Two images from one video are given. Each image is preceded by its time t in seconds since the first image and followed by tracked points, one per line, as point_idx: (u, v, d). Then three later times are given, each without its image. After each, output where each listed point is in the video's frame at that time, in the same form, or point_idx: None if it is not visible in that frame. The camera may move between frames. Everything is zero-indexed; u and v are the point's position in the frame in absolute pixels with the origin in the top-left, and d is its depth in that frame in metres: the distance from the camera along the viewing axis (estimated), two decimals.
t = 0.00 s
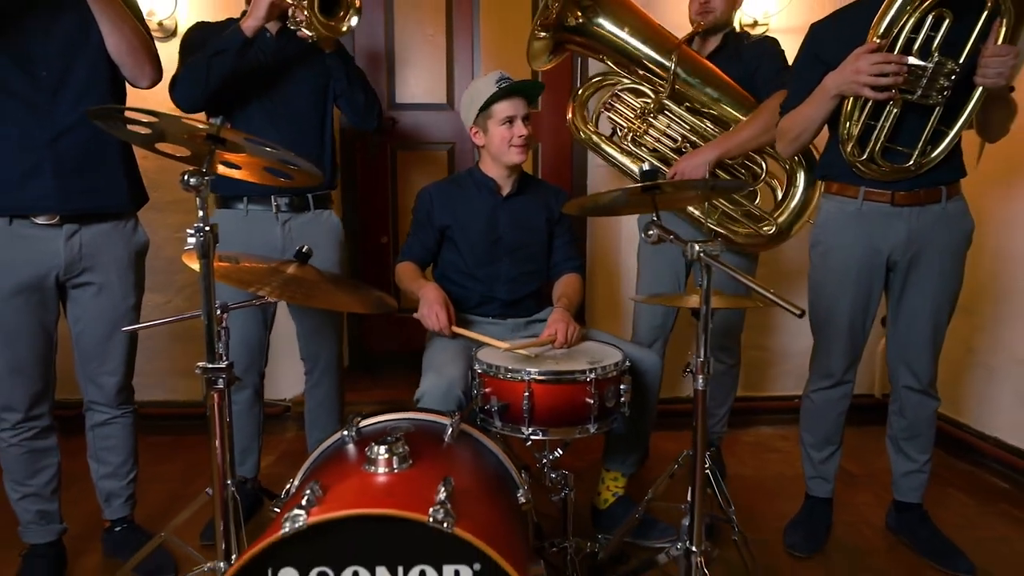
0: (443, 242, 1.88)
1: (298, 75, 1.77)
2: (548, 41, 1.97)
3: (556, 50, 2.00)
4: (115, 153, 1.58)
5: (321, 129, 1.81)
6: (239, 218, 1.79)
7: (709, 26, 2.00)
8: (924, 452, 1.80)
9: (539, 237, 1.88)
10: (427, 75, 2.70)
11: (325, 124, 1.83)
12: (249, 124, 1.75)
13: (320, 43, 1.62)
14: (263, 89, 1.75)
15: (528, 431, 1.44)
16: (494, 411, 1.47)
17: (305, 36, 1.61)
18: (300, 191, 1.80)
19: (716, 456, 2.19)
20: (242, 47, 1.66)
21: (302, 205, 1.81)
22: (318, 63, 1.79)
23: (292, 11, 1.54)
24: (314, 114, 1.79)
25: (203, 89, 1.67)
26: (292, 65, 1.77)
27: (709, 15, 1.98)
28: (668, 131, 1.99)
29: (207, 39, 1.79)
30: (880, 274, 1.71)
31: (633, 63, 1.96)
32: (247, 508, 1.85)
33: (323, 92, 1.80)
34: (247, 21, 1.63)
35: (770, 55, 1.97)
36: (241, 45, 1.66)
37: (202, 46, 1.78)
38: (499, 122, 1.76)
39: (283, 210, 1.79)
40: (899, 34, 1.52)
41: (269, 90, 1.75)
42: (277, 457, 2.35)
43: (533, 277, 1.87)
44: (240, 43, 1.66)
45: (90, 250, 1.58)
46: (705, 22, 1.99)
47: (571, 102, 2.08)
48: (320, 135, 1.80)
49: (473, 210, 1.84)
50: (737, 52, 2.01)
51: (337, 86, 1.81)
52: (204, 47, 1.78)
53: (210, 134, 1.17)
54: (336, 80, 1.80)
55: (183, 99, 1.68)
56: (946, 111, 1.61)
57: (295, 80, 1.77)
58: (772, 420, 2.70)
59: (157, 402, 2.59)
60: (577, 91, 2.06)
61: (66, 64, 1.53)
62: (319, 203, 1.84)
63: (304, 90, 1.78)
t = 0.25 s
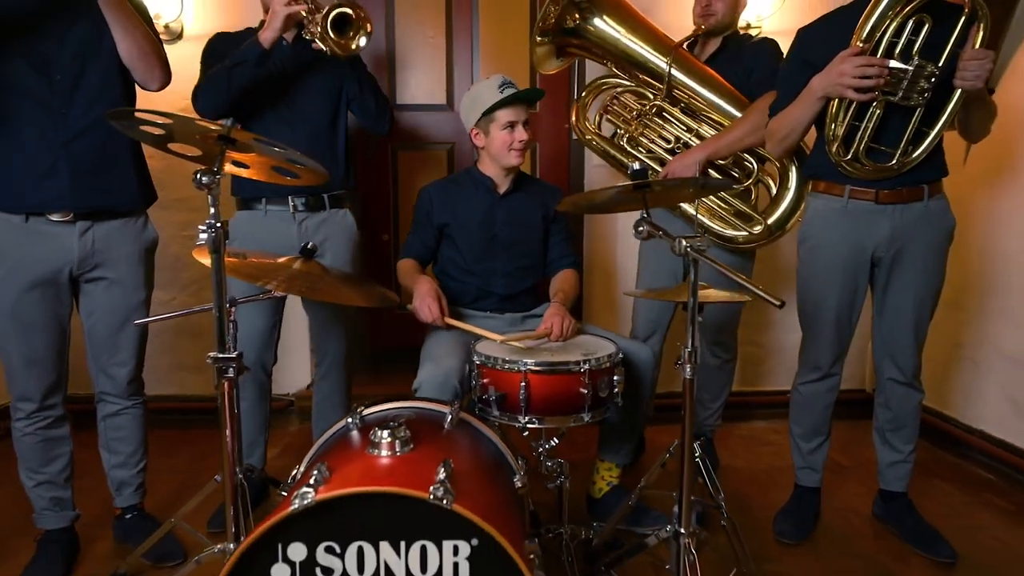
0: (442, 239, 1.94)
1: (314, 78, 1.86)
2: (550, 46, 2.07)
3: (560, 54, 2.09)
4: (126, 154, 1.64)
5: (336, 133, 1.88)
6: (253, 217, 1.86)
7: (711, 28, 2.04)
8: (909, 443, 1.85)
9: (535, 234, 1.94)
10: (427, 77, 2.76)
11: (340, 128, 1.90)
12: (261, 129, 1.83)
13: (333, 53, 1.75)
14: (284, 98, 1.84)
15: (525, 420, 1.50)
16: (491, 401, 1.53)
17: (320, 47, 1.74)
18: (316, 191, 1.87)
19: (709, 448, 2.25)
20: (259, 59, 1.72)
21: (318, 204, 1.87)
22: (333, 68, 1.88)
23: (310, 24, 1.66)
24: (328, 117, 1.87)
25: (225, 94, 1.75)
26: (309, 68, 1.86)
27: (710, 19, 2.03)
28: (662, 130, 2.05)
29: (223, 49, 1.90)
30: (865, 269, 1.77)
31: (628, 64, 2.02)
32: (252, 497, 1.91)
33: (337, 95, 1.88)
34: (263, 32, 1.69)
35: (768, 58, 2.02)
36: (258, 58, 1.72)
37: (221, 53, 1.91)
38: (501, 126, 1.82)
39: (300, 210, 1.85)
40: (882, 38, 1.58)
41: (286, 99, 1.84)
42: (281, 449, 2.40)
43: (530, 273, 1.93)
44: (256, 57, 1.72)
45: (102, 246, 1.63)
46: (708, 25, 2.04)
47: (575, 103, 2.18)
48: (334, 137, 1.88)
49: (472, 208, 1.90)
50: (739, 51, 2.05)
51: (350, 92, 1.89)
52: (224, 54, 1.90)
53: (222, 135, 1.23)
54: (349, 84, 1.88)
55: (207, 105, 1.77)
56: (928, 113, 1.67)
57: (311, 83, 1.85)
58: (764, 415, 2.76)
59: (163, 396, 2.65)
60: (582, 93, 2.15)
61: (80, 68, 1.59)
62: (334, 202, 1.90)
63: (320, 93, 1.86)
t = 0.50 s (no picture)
0: (443, 237, 2.01)
1: (321, 77, 1.93)
2: (552, 52, 2.14)
3: (561, 59, 2.15)
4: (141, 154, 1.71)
5: (343, 133, 1.96)
6: (264, 216, 1.94)
7: (708, 37, 2.13)
8: (892, 433, 1.93)
9: (533, 233, 2.01)
10: (428, 80, 2.84)
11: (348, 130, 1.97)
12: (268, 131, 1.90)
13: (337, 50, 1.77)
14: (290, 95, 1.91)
15: (522, 408, 1.57)
16: (490, 390, 1.60)
17: (324, 45, 1.75)
18: (324, 190, 1.94)
19: (701, 440, 2.32)
20: (268, 56, 1.79)
21: (326, 202, 1.95)
22: (338, 70, 1.95)
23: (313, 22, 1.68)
24: (337, 117, 1.94)
25: (233, 94, 1.82)
26: (316, 68, 1.93)
27: (707, 27, 2.12)
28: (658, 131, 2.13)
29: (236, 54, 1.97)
30: (849, 266, 1.85)
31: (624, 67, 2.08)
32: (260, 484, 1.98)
33: (346, 96, 1.95)
34: (273, 31, 1.75)
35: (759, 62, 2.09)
36: (267, 56, 1.79)
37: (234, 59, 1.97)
38: (497, 126, 1.89)
39: (309, 207, 1.92)
40: (863, 46, 1.66)
41: (290, 97, 1.91)
42: (286, 442, 2.48)
43: (528, 270, 2.01)
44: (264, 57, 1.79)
45: (117, 242, 1.70)
46: (705, 32, 2.12)
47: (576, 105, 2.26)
48: (342, 137, 1.95)
49: (472, 207, 1.97)
50: (735, 57, 2.13)
51: (356, 90, 1.95)
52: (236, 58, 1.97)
53: (236, 138, 1.30)
54: (355, 84, 1.94)
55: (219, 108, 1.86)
56: (906, 117, 1.75)
57: (318, 83, 1.92)
58: (756, 409, 2.84)
59: (171, 390, 2.72)
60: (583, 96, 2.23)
61: (97, 72, 1.66)
62: (342, 200, 1.97)
63: (327, 93, 1.93)
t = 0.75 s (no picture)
0: (442, 239, 2.08)
1: (316, 86, 1.98)
2: (549, 58, 2.21)
3: (558, 65, 2.22)
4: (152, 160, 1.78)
5: (340, 140, 2.01)
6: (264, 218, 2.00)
7: (700, 45, 2.20)
8: (876, 428, 1.99)
9: (530, 235, 2.08)
10: (427, 85, 2.91)
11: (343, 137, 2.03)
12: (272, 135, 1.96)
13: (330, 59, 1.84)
14: (286, 103, 1.97)
15: (518, 403, 1.63)
16: (488, 386, 1.67)
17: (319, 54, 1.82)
18: (321, 194, 2.00)
19: (694, 436, 2.39)
20: (266, 70, 1.83)
21: (323, 205, 2.01)
22: (334, 80, 2.00)
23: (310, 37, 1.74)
24: (330, 127, 2.00)
25: (234, 107, 1.88)
26: (313, 77, 1.98)
27: (699, 37, 2.19)
28: (650, 134, 2.20)
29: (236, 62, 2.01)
30: (834, 266, 1.91)
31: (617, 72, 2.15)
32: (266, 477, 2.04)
33: (338, 106, 2.01)
34: (271, 45, 1.79)
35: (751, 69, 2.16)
36: (265, 70, 1.83)
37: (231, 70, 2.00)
38: (494, 133, 1.95)
39: (306, 211, 1.99)
40: (846, 55, 1.72)
41: (286, 106, 1.97)
42: (290, 438, 2.54)
43: (525, 271, 2.07)
44: (264, 69, 1.83)
45: (128, 243, 1.77)
46: (698, 41, 2.19)
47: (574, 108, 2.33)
48: (336, 143, 2.01)
49: (470, 210, 2.04)
50: (728, 64, 2.19)
51: (350, 101, 2.02)
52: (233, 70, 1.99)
53: (246, 145, 1.36)
54: (349, 97, 2.02)
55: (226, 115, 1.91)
56: (888, 123, 1.82)
57: (311, 95, 1.98)
58: (748, 407, 2.90)
59: (177, 389, 2.78)
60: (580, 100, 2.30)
61: (110, 81, 1.72)
62: (338, 204, 2.04)
63: (319, 102, 1.98)
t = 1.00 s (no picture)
0: (442, 242, 2.15)
1: (307, 96, 2.04)
2: (543, 66, 2.25)
3: (551, 73, 2.27)
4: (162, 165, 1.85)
5: (331, 146, 2.08)
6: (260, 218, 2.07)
7: (689, 53, 2.29)
8: (861, 424, 2.06)
9: (526, 237, 2.15)
10: (427, 90, 2.99)
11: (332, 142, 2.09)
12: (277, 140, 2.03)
13: (324, 72, 1.89)
14: (280, 107, 2.02)
15: (514, 399, 1.70)
16: (485, 383, 1.74)
17: (314, 66, 1.87)
18: (312, 196, 2.07)
19: (686, 432, 2.46)
20: (262, 77, 1.89)
21: (314, 208, 2.08)
22: (322, 87, 2.06)
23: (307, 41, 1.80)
24: (320, 133, 2.05)
25: (231, 115, 1.93)
26: (300, 85, 2.04)
27: (688, 46, 2.28)
28: (640, 139, 2.27)
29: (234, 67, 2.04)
30: (819, 268, 1.98)
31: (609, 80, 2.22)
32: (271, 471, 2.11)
33: (329, 112, 2.06)
34: (267, 53, 1.83)
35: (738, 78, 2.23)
36: (262, 76, 1.89)
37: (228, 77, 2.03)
38: (490, 136, 2.02)
39: (298, 213, 2.06)
40: (830, 65, 1.79)
41: (281, 113, 2.02)
42: (293, 435, 2.61)
43: (521, 272, 2.14)
44: (260, 72, 1.89)
45: (140, 244, 1.84)
46: (688, 50, 2.28)
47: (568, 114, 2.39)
48: (327, 148, 2.07)
49: (469, 213, 2.11)
50: (715, 73, 2.27)
51: (340, 107, 2.07)
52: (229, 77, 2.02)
53: (254, 153, 1.43)
54: (340, 103, 2.07)
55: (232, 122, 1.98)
56: (871, 130, 1.89)
57: (303, 104, 2.04)
58: (740, 405, 2.97)
59: (182, 387, 2.85)
60: (573, 107, 2.35)
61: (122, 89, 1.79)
62: (329, 207, 2.11)
63: (310, 108, 2.04)
